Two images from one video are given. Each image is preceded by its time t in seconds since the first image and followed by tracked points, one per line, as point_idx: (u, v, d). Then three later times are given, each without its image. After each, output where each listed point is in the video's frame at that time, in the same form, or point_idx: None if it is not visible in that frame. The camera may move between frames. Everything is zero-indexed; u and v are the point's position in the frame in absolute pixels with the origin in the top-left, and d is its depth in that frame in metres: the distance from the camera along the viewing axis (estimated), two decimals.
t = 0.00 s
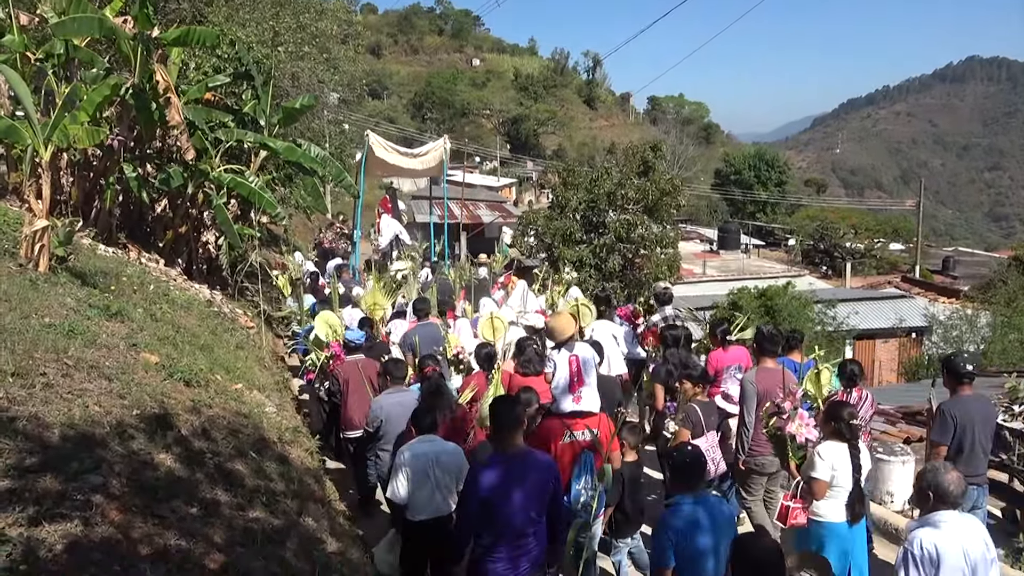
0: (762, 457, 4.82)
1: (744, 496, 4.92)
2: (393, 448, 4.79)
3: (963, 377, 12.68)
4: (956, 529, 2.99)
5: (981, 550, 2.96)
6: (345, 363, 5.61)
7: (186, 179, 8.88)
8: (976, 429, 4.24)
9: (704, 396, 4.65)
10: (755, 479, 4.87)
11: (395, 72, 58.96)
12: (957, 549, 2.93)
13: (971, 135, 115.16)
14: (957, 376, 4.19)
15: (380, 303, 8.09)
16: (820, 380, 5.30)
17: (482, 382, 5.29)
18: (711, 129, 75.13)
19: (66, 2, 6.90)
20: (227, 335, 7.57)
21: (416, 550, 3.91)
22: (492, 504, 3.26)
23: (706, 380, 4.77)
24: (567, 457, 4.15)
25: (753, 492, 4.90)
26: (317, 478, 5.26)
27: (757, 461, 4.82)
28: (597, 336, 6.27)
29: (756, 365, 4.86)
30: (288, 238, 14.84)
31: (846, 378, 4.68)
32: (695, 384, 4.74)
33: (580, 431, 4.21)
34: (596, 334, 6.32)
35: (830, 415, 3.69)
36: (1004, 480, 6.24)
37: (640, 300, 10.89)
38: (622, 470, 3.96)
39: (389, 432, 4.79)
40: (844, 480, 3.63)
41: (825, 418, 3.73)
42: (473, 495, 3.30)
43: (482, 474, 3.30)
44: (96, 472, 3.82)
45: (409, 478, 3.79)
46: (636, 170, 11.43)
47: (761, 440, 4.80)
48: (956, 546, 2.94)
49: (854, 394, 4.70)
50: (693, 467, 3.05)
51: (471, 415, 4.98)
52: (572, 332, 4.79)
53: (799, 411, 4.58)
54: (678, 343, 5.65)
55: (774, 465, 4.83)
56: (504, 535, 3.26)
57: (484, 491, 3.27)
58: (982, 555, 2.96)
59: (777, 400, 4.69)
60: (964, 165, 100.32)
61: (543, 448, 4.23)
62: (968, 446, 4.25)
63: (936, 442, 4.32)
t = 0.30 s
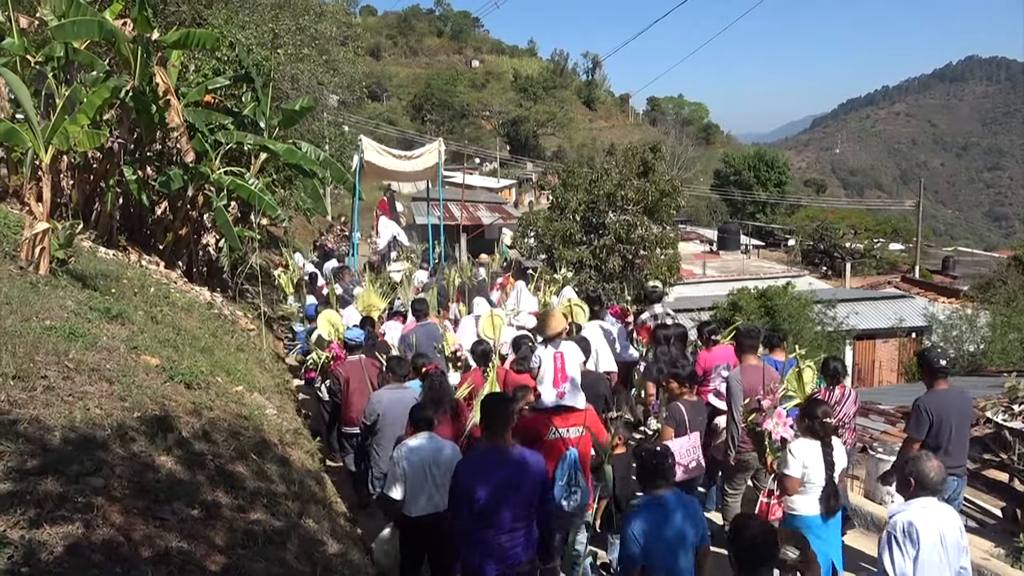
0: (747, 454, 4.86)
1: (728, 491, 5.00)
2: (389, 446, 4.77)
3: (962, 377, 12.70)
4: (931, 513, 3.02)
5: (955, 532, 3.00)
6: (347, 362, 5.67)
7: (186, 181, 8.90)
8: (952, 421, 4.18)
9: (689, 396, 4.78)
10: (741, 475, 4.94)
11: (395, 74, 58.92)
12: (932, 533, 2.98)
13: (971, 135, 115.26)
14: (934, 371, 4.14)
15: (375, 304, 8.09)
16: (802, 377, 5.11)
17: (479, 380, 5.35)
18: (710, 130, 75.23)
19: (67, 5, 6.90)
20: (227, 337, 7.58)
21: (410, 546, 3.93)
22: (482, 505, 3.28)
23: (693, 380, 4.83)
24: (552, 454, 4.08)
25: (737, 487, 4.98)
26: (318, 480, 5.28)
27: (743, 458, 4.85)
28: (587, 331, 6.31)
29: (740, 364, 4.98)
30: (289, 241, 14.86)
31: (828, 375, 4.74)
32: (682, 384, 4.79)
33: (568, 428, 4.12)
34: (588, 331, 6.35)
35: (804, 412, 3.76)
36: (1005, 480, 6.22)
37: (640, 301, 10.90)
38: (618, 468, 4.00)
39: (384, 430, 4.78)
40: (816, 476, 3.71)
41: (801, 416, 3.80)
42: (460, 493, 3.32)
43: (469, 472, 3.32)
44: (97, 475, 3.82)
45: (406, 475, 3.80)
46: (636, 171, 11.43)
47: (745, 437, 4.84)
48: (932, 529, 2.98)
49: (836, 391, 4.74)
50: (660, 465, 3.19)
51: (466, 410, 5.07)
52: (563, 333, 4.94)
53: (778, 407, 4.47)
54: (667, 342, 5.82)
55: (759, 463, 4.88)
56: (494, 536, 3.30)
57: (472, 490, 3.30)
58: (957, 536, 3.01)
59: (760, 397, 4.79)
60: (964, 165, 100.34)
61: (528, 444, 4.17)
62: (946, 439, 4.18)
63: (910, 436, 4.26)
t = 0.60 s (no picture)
0: (731, 451, 4.95)
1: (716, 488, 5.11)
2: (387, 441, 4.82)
3: (962, 378, 12.70)
4: (913, 500, 3.19)
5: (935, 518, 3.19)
6: (344, 359, 5.71)
7: (186, 184, 8.90)
8: (936, 418, 4.22)
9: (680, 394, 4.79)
10: (729, 472, 5.04)
11: (395, 76, 58.91)
12: (913, 521, 3.16)
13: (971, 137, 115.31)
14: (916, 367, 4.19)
15: (376, 305, 8.12)
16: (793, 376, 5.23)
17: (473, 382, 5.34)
18: (709, 131, 75.31)
19: (67, 7, 6.90)
20: (227, 340, 7.58)
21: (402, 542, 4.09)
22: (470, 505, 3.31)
23: (682, 378, 4.81)
24: (539, 451, 4.23)
25: (725, 484, 5.08)
26: (318, 482, 5.28)
27: (727, 455, 4.95)
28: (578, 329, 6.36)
29: (723, 364, 5.01)
30: (289, 243, 14.86)
31: (819, 374, 4.76)
32: (670, 381, 4.78)
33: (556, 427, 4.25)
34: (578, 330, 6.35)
35: (783, 409, 4.00)
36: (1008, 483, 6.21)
37: (640, 302, 10.91)
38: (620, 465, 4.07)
39: (377, 426, 4.83)
40: (792, 470, 3.97)
41: (780, 412, 4.04)
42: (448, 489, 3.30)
43: (462, 468, 3.31)
44: (97, 478, 3.82)
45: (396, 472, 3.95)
46: (636, 173, 11.44)
47: (728, 435, 4.91)
48: (914, 517, 3.16)
49: (827, 391, 4.80)
50: (639, 467, 3.21)
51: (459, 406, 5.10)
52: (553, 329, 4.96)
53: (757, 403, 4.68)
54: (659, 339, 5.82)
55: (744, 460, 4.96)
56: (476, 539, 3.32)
57: (464, 488, 3.30)
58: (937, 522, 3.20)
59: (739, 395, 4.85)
60: (964, 166, 100.38)
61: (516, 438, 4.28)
62: (933, 435, 4.22)
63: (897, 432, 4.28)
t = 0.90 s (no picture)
0: (722, 446, 4.97)
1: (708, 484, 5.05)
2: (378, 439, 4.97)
3: (962, 380, 12.70)
4: (889, 496, 3.29)
5: (912, 513, 3.29)
6: (335, 359, 5.75)
7: (185, 184, 8.89)
8: (920, 413, 4.63)
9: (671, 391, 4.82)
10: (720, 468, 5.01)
11: (394, 77, 58.90)
12: (890, 516, 3.25)
13: (970, 138, 115.42)
14: (904, 363, 4.58)
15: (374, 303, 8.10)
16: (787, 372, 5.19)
17: (464, 381, 5.28)
18: (708, 132, 75.38)
19: (66, 8, 6.89)
20: (226, 340, 7.57)
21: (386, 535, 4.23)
22: (450, 498, 3.54)
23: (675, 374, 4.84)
24: (532, 446, 4.26)
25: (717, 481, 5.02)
26: (316, 484, 5.27)
27: (718, 451, 4.97)
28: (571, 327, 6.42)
29: (715, 361, 5.18)
30: (288, 244, 14.85)
31: (813, 371, 5.00)
32: (663, 377, 4.81)
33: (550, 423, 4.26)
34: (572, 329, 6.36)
35: (773, 407, 4.24)
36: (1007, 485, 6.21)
37: (639, 302, 10.91)
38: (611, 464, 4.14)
39: (369, 427, 4.96)
40: (781, 467, 4.18)
41: (770, 411, 4.28)
42: (428, 482, 3.53)
43: (441, 462, 3.54)
44: (95, 479, 3.81)
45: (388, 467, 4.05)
46: (635, 174, 11.45)
47: (718, 433, 4.96)
48: (891, 512, 3.26)
49: (819, 387, 4.99)
50: (631, 458, 3.39)
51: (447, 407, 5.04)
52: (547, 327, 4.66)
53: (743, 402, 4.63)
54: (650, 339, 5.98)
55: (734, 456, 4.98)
56: (455, 529, 3.56)
57: (444, 481, 3.53)
58: (913, 517, 3.29)
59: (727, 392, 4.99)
60: (963, 168, 100.49)
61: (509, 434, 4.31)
62: (914, 428, 4.64)
63: (884, 423, 4.68)
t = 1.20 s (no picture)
0: (713, 440, 5.17)
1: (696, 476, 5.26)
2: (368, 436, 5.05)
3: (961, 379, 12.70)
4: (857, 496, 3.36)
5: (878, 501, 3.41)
6: (326, 358, 5.73)
7: (183, 185, 8.87)
8: (907, 406, 4.58)
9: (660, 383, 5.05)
10: (708, 461, 5.22)
11: (393, 78, 58.85)
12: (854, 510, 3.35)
13: (968, 138, 115.53)
14: (893, 357, 4.57)
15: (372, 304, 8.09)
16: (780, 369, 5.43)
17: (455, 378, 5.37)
18: (706, 133, 75.53)
19: (63, 9, 6.88)
20: (224, 342, 7.56)
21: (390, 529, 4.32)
22: (441, 497, 3.53)
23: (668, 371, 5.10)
24: (524, 442, 4.31)
25: (705, 472, 5.24)
26: (315, 485, 5.26)
27: (709, 444, 5.17)
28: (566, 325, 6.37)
29: (711, 356, 5.33)
30: (287, 245, 14.84)
31: (804, 367, 5.04)
32: (655, 371, 5.08)
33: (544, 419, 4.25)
34: (566, 326, 6.36)
35: (766, 400, 4.36)
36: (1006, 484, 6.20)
37: (639, 303, 10.90)
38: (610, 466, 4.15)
39: (361, 426, 5.04)
40: (773, 459, 4.27)
41: (762, 403, 4.39)
42: (419, 481, 3.54)
43: (432, 460, 3.54)
44: (92, 481, 3.80)
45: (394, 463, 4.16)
46: (633, 175, 11.46)
47: (709, 426, 5.14)
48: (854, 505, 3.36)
49: (811, 382, 5.09)
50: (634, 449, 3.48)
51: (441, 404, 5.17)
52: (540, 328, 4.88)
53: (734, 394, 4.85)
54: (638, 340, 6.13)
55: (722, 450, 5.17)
56: (448, 528, 3.55)
57: (434, 479, 3.53)
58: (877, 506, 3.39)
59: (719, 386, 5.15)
60: (961, 168, 100.57)
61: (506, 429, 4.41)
62: (900, 421, 4.60)
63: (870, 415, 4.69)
